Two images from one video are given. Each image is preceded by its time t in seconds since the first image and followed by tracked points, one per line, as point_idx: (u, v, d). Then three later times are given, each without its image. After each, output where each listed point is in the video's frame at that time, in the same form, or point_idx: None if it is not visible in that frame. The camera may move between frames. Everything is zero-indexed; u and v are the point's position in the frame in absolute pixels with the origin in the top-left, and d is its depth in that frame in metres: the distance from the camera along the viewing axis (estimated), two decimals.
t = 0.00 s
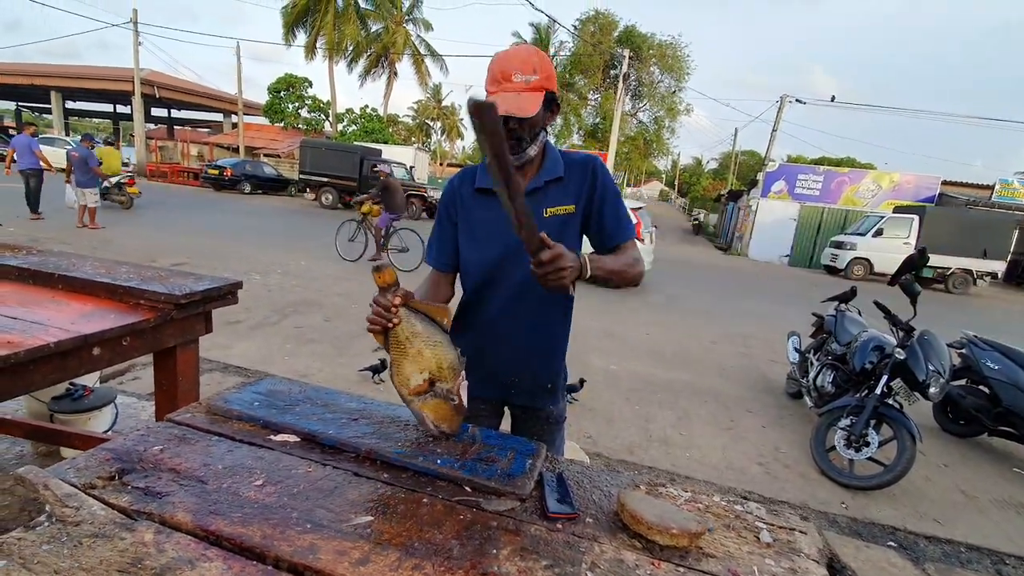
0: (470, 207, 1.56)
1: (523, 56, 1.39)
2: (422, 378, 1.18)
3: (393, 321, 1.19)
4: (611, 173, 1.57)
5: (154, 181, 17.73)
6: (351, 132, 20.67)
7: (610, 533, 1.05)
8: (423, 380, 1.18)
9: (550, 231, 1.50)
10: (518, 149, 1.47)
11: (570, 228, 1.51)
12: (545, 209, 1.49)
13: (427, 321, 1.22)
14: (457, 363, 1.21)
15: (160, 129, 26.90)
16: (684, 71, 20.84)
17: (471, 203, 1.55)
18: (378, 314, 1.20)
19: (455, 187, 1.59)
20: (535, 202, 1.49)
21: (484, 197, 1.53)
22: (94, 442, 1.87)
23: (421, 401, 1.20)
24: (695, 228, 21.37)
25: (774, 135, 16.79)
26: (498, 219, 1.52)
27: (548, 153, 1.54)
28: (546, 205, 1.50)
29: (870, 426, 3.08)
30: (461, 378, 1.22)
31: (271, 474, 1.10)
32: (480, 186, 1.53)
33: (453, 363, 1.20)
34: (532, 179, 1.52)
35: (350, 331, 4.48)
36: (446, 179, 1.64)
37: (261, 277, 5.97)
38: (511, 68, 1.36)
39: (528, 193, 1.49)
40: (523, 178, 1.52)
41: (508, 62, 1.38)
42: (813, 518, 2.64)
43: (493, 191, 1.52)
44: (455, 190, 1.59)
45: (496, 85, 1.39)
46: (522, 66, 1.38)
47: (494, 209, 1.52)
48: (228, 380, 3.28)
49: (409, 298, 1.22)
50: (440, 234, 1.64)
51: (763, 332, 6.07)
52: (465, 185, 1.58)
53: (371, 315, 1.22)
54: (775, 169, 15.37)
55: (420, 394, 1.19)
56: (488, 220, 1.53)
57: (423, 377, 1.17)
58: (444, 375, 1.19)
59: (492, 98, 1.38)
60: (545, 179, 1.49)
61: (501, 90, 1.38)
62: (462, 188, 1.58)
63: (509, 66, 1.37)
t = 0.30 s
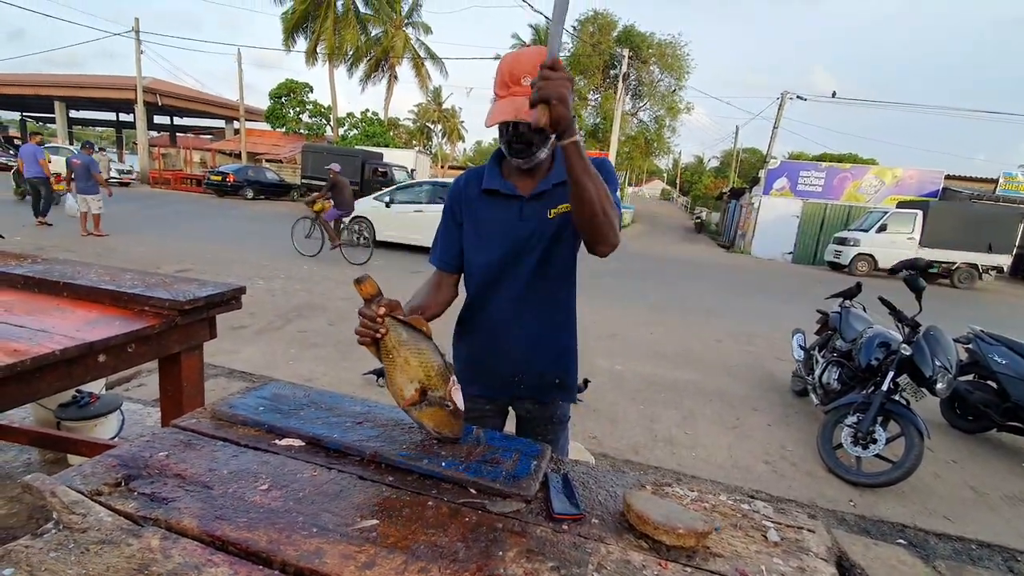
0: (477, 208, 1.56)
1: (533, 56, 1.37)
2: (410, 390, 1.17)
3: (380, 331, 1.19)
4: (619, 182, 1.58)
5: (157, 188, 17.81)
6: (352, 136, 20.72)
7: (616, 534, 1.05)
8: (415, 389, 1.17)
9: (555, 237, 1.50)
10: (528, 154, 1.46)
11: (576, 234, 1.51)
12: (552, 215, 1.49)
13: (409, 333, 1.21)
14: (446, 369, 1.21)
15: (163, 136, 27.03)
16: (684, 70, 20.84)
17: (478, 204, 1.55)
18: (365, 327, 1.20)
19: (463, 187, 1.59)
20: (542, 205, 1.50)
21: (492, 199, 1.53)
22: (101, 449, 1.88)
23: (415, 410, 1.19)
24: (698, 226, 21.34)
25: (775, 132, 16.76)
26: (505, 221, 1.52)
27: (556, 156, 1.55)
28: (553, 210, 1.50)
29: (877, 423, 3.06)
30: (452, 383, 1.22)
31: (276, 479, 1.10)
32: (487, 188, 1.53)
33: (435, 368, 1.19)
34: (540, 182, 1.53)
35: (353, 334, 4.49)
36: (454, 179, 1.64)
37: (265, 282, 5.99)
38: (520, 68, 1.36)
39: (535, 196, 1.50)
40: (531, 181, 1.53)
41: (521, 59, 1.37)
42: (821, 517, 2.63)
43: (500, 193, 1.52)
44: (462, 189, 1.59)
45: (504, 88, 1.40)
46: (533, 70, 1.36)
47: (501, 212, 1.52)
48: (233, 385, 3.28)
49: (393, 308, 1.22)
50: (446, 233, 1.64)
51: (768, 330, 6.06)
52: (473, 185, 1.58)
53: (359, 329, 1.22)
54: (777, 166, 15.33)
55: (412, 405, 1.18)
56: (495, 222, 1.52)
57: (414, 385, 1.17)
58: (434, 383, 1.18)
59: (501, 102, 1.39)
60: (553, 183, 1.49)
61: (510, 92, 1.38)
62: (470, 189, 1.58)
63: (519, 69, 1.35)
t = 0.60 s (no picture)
0: (469, 213, 1.55)
1: (512, 58, 1.39)
2: (397, 395, 1.19)
3: (357, 341, 1.19)
4: (613, 184, 1.57)
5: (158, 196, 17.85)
6: (351, 139, 20.73)
7: (623, 531, 1.05)
8: (401, 395, 1.19)
9: (549, 241, 1.50)
10: (516, 155, 1.46)
11: (570, 239, 1.51)
12: (546, 219, 1.49)
13: (384, 341, 1.19)
14: (425, 366, 1.21)
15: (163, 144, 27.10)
16: (682, 66, 20.82)
17: (470, 208, 1.55)
18: (343, 342, 1.20)
19: (455, 191, 1.58)
20: (535, 210, 1.49)
21: (483, 204, 1.53)
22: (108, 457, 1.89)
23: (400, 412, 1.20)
24: (699, 222, 21.31)
25: (775, 126, 16.72)
26: (497, 227, 1.52)
27: (547, 157, 1.54)
28: (546, 215, 1.49)
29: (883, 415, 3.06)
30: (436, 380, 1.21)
31: (283, 483, 1.10)
32: (478, 192, 1.53)
33: (415, 366, 1.19)
34: (531, 186, 1.52)
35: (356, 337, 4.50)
36: (446, 182, 1.63)
37: (268, 287, 6.00)
38: (496, 70, 1.37)
39: (527, 201, 1.49)
40: (523, 185, 1.53)
41: (496, 63, 1.39)
42: (829, 510, 2.62)
43: (491, 198, 1.52)
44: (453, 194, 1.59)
45: (484, 92, 1.41)
46: (509, 69, 1.38)
47: (492, 217, 1.52)
48: (238, 390, 3.29)
49: (367, 319, 1.21)
50: (439, 238, 1.65)
51: (771, 324, 6.04)
52: (464, 189, 1.57)
53: (339, 346, 1.23)
54: (777, 160, 15.30)
55: (401, 410, 1.19)
56: (487, 228, 1.52)
57: (396, 388, 1.18)
58: (417, 383, 1.19)
59: (482, 104, 1.41)
60: (544, 187, 1.48)
61: (491, 95, 1.40)
62: (461, 193, 1.57)
63: (496, 71, 1.38)
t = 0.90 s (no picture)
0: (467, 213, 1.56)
1: (505, 61, 1.38)
2: (397, 400, 1.26)
3: (354, 352, 1.25)
4: (611, 185, 1.57)
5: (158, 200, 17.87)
6: (350, 141, 20.75)
7: (626, 529, 1.05)
8: (400, 400, 1.26)
9: (547, 240, 1.50)
10: (512, 157, 1.47)
11: (568, 238, 1.52)
12: (543, 219, 1.49)
13: (378, 350, 1.25)
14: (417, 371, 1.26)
15: (162, 148, 27.12)
16: (679, 64, 20.83)
17: (468, 209, 1.55)
18: (344, 354, 1.26)
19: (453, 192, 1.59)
20: (532, 210, 1.49)
21: (481, 205, 1.53)
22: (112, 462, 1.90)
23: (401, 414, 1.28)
24: (698, 220, 21.30)
25: (773, 123, 16.72)
26: (495, 228, 1.52)
27: (545, 158, 1.54)
28: (544, 215, 1.50)
29: (885, 411, 3.06)
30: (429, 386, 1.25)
31: (287, 485, 1.11)
32: (476, 193, 1.53)
33: (408, 371, 1.25)
34: (528, 186, 1.52)
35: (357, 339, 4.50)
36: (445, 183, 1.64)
37: (268, 289, 6.01)
38: (493, 74, 1.37)
39: (524, 202, 1.49)
40: (520, 185, 1.53)
41: (492, 66, 1.38)
42: (831, 506, 2.62)
43: (489, 198, 1.52)
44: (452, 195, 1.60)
45: (480, 96, 1.41)
46: (504, 73, 1.38)
47: (490, 218, 1.52)
48: (240, 393, 3.30)
49: (364, 329, 1.27)
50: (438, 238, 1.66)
51: (773, 321, 6.03)
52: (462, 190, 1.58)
53: (341, 356, 1.29)
54: (776, 156, 15.30)
55: (401, 413, 1.27)
56: (485, 228, 1.53)
57: (394, 392, 1.25)
58: (410, 386, 1.25)
59: (478, 108, 1.40)
60: (541, 187, 1.49)
61: (487, 99, 1.39)
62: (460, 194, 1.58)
63: (492, 75, 1.38)
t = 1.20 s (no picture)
0: (469, 212, 1.56)
1: (506, 60, 1.37)
2: (395, 397, 1.27)
3: (357, 350, 1.27)
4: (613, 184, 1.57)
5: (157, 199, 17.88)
6: (349, 139, 20.72)
7: (627, 526, 1.05)
8: (400, 399, 1.26)
9: (549, 239, 1.51)
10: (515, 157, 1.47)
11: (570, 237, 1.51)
12: (545, 218, 1.50)
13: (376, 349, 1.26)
14: (415, 369, 1.26)
15: (162, 147, 27.09)
16: (678, 60, 20.79)
17: (470, 207, 1.56)
18: (348, 352, 1.28)
19: (455, 190, 1.59)
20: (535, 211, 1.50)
21: (483, 203, 1.53)
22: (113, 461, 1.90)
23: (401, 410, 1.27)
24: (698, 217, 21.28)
25: (773, 119, 16.69)
26: (497, 227, 1.52)
27: (548, 157, 1.54)
28: (546, 214, 1.50)
29: (886, 407, 3.06)
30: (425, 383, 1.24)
31: (288, 483, 1.11)
32: (478, 192, 1.52)
33: (406, 369, 1.25)
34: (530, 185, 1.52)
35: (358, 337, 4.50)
36: (446, 181, 1.64)
37: (268, 288, 6.01)
38: (493, 74, 1.36)
39: (527, 201, 1.50)
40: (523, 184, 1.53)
41: (494, 65, 1.37)
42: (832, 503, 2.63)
43: (491, 197, 1.51)
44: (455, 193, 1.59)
45: (481, 97, 1.40)
46: (505, 73, 1.37)
47: (492, 217, 1.52)
48: (241, 392, 3.30)
49: (368, 327, 1.28)
50: (440, 235, 1.65)
51: (773, 318, 6.03)
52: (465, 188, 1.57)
53: (345, 354, 1.30)
54: (776, 153, 15.28)
55: (400, 411, 1.28)
56: (487, 227, 1.52)
57: (395, 391, 1.26)
58: (408, 385, 1.25)
59: (479, 109, 1.40)
60: (544, 186, 1.49)
61: (488, 100, 1.39)
62: (462, 192, 1.58)
63: (493, 75, 1.37)
